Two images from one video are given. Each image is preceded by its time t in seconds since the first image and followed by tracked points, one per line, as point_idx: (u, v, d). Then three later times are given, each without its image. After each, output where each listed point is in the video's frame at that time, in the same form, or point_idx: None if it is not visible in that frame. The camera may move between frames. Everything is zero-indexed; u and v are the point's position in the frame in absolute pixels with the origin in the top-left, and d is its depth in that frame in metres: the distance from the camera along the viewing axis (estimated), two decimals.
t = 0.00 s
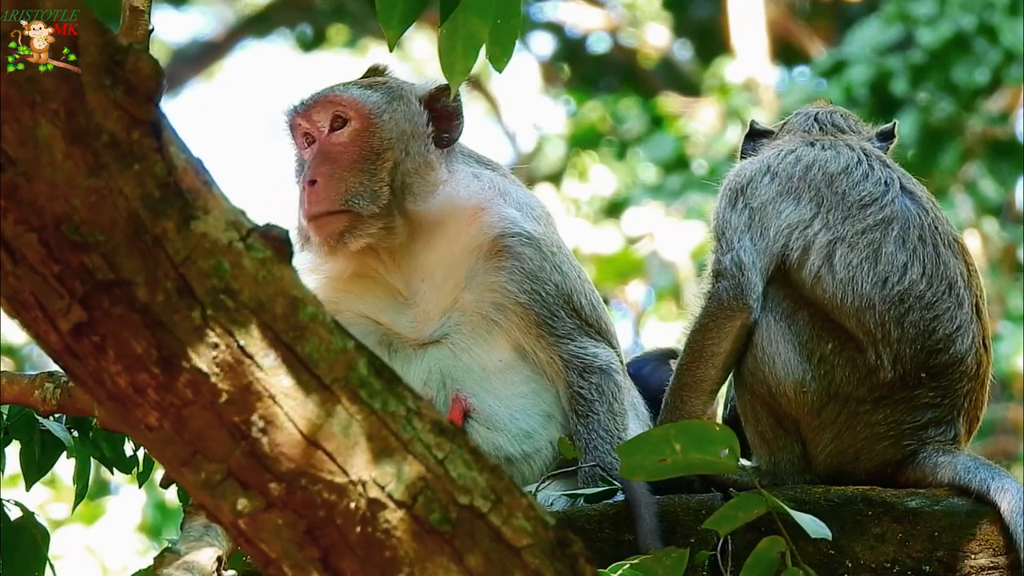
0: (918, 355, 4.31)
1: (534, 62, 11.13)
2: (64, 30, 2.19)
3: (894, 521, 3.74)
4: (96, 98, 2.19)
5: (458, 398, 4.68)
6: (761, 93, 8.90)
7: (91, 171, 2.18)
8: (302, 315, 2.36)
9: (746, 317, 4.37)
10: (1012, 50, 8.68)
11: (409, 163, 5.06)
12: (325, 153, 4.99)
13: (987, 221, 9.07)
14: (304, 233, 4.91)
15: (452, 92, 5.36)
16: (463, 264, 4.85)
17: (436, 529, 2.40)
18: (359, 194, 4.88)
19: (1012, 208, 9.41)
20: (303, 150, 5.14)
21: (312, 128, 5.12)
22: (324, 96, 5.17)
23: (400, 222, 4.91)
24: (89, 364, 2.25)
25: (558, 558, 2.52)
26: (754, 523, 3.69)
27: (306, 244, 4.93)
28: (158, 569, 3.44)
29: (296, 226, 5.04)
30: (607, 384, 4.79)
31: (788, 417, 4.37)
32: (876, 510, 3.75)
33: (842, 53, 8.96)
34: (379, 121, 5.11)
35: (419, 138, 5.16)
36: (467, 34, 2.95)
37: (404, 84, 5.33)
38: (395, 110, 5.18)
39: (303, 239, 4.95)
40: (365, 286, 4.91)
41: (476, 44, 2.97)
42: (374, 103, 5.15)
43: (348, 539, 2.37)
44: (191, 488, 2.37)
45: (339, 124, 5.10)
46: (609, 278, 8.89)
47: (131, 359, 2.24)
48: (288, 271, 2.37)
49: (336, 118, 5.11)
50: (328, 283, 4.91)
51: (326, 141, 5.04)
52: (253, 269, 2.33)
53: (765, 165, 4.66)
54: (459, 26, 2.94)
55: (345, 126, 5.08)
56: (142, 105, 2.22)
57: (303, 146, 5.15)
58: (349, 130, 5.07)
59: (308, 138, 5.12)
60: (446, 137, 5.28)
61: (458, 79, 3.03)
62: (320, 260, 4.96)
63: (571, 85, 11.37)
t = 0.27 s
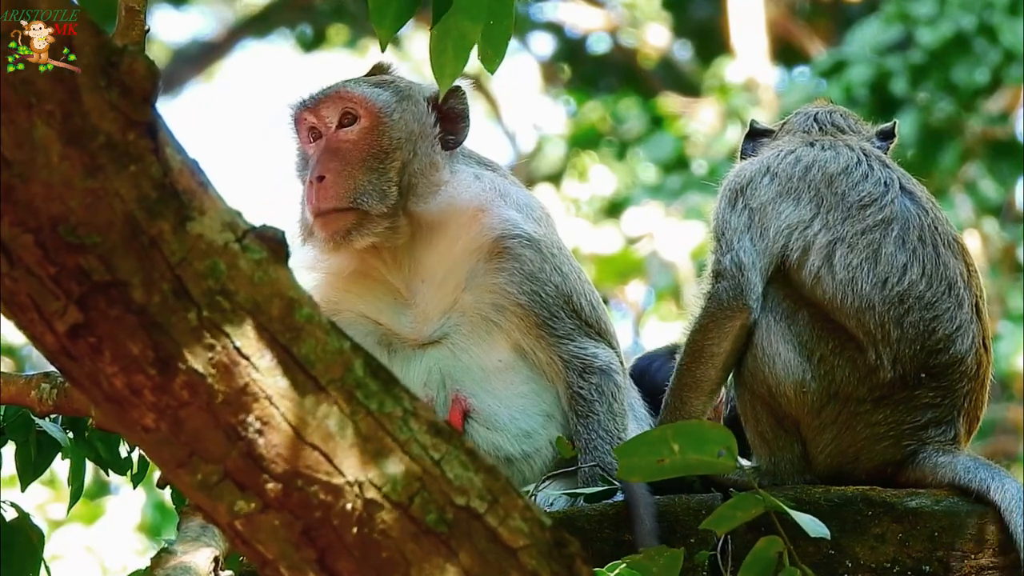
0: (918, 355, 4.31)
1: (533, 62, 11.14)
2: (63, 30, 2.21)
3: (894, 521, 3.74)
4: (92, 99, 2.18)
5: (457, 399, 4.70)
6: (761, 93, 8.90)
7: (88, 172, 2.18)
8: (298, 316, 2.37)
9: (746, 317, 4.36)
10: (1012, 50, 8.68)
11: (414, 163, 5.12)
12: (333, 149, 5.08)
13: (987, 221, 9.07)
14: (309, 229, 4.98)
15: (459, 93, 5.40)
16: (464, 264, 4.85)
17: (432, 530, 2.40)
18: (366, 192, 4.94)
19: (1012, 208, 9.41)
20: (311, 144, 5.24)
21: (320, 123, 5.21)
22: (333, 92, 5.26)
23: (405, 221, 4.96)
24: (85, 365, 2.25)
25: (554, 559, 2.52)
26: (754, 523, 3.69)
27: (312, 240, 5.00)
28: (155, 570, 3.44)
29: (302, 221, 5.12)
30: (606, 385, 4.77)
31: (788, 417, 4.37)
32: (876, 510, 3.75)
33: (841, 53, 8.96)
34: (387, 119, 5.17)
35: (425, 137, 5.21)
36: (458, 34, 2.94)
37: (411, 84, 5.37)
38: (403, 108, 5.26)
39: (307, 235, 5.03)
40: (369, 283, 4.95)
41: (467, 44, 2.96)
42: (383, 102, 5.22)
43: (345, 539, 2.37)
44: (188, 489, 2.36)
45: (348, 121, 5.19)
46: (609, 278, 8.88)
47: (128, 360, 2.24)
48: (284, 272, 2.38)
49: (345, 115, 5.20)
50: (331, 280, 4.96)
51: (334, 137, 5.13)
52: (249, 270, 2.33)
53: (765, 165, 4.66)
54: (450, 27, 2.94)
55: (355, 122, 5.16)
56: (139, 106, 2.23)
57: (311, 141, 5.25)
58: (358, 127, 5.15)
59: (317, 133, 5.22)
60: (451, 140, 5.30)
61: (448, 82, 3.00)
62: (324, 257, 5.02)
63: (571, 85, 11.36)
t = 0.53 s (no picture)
0: (918, 355, 4.31)
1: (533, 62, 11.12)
2: (63, 30, 2.21)
3: (894, 521, 3.73)
4: (90, 99, 2.18)
5: (457, 398, 4.69)
6: (761, 93, 8.89)
7: (85, 174, 2.19)
8: (296, 317, 2.37)
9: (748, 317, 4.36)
10: (1012, 50, 8.67)
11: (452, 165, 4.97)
12: (372, 138, 4.82)
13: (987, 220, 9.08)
14: (340, 215, 4.71)
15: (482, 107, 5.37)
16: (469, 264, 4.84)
17: (431, 531, 2.40)
18: (414, 188, 4.74)
19: (1012, 208, 9.40)
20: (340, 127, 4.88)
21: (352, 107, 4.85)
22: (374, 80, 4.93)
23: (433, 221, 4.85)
24: (84, 366, 2.25)
25: (553, 559, 2.52)
26: (753, 523, 3.68)
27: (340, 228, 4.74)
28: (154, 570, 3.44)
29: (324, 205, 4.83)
30: (608, 385, 4.78)
31: (788, 417, 4.36)
32: (876, 510, 3.74)
33: (842, 52, 8.96)
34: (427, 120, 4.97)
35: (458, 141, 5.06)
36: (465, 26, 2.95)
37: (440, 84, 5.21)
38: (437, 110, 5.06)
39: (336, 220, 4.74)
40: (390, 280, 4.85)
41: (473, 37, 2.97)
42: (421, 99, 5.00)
43: (343, 540, 2.38)
44: (187, 490, 2.36)
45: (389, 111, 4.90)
46: (609, 278, 8.88)
47: (126, 361, 2.24)
48: (282, 273, 2.38)
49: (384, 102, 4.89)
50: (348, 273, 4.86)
51: (375, 126, 4.84)
52: (247, 271, 2.33)
53: (764, 165, 4.66)
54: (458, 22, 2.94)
55: (404, 117, 4.92)
56: (137, 107, 2.23)
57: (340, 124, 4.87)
58: (406, 122, 4.92)
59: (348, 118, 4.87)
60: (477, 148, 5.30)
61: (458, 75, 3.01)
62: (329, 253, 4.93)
63: (571, 84, 11.30)
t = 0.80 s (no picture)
0: (918, 355, 4.31)
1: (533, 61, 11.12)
2: (63, 30, 2.21)
3: (894, 521, 3.73)
4: (89, 100, 2.18)
5: (460, 396, 4.67)
6: (761, 93, 8.89)
7: (85, 174, 2.19)
8: (296, 317, 2.37)
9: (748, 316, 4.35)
10: (1012, 50, 8.67)
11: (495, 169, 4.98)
12: (435, 133, 4.88)
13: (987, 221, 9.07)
14: (397, 207, 4.82)
15: (513, 113, 5.34)
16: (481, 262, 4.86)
17: (431, 531, 2.40)
18: (471, 188, 4.81)
19: (1012, 208, 9.40)
20: (404, 117, 4.94)
21: (420, 99, 4.92)
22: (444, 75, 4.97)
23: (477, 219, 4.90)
24: (84, 366, 2.26)
25: (553, 559, 2.52)
26: (753, 523, 3.68)
27: (391, 219, 4.82)
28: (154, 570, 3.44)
29: (377, 191, 4.92)
30: (610, 387, 4.78)
31: (788, 417, 4.36)
32: (876, 510, 3.75)
33: (842, 53, 8.96)
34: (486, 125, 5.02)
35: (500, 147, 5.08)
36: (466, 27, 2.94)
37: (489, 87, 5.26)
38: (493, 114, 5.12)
39: (391, 211, 4.84)
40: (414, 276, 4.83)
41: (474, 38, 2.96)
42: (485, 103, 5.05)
43: (344, 540, 2.38)
44: (187, 490, 2.36)
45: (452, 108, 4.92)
46: (609, 278, 8.89)
47: (126, 361, 2.24)
48: (282, 273, 2.37)
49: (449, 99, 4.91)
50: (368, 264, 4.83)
51: (439, 122, 4.89)
52: (247, 271, 2.33)
53: (764, 165, 4.65)
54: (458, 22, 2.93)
55: (463, 114, 4.95)
56: (136, 107, 2.23)
57: (404, 113, 4.95)
58: (468, 120, 4.96)
59: (413, 110, 4.93)
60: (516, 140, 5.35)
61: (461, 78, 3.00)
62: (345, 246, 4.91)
63: (571, 85, 11.28)
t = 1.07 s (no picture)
0: (918, 355, 4.31)
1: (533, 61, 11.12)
2: (63, 30, 2.21)
3: (894, 521, 3.73)
4: (90, 100, 2.18)
5: (461, 393, 4.68)
6: (761, 93, 8.88)
7: (86, 173, 2.19)
8: (297, 316, 2.37)
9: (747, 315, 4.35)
10: (1012, 50, 8.67)
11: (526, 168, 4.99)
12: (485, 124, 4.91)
13: (987, 221, 9.08)
14: (444, 191, 4.79)
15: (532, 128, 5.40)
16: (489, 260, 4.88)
17: (431, 530, 2.40)
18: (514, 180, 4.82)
19: (1012, 208, 9.41)
20: (453, 106, 4.99)
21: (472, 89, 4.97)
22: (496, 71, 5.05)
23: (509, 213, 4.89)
24: (84, 365, 2.25)
25: (554, 558, 2.53)
26: (753, 523, 3.68)
27: (432, 204, 4.79)
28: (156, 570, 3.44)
29: (421, 175, 4.88)
30: (613, 389, 4.76)
31: (788, 417, 4.37)
32: (876, 510, 3.74)
33: (842, 52, 8.95)
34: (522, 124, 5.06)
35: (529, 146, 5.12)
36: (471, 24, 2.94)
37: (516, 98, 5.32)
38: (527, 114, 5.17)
39: (437, 195, 4.80)
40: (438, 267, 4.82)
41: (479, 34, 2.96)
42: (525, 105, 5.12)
43: (344, 540, 2.38)
44: (188, 489, 2.36)
45: (500, 103, 4.97)
46: (609, 278, 8.89)
47: (126, 361, 2.24)
48: (283, 272, 2.37)
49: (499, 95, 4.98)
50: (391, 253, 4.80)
51: (487, 115, 4.94)
52: (248, 270, 2.33)
53: (765, 165, 4.64)
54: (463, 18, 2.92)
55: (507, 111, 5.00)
56: (137, 107, 2.22)
57: (453, 101, 5.00)
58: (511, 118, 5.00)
59: (463, 100, 4.98)
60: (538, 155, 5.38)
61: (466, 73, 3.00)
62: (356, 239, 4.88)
63: (571, 85, 11.30)
